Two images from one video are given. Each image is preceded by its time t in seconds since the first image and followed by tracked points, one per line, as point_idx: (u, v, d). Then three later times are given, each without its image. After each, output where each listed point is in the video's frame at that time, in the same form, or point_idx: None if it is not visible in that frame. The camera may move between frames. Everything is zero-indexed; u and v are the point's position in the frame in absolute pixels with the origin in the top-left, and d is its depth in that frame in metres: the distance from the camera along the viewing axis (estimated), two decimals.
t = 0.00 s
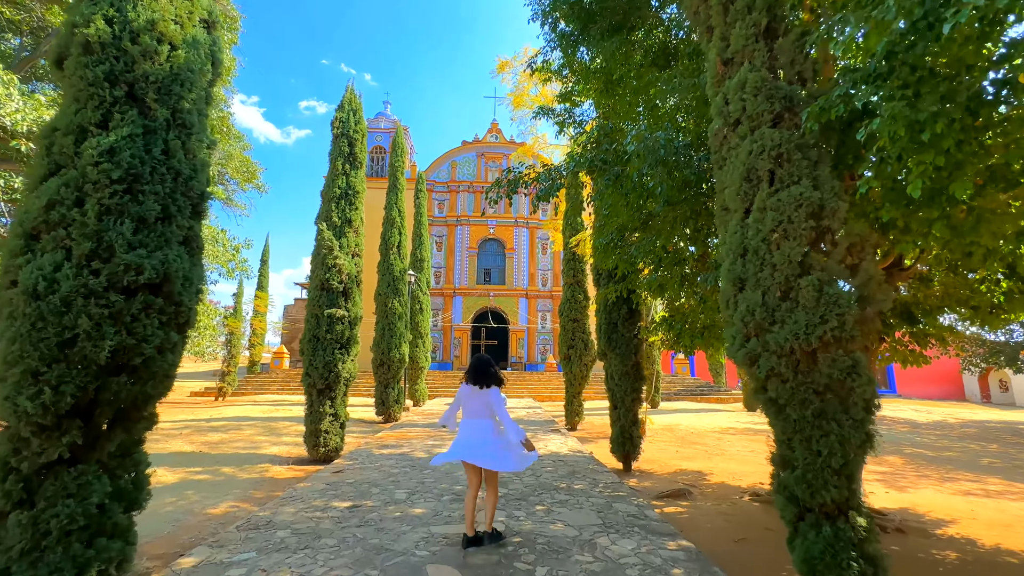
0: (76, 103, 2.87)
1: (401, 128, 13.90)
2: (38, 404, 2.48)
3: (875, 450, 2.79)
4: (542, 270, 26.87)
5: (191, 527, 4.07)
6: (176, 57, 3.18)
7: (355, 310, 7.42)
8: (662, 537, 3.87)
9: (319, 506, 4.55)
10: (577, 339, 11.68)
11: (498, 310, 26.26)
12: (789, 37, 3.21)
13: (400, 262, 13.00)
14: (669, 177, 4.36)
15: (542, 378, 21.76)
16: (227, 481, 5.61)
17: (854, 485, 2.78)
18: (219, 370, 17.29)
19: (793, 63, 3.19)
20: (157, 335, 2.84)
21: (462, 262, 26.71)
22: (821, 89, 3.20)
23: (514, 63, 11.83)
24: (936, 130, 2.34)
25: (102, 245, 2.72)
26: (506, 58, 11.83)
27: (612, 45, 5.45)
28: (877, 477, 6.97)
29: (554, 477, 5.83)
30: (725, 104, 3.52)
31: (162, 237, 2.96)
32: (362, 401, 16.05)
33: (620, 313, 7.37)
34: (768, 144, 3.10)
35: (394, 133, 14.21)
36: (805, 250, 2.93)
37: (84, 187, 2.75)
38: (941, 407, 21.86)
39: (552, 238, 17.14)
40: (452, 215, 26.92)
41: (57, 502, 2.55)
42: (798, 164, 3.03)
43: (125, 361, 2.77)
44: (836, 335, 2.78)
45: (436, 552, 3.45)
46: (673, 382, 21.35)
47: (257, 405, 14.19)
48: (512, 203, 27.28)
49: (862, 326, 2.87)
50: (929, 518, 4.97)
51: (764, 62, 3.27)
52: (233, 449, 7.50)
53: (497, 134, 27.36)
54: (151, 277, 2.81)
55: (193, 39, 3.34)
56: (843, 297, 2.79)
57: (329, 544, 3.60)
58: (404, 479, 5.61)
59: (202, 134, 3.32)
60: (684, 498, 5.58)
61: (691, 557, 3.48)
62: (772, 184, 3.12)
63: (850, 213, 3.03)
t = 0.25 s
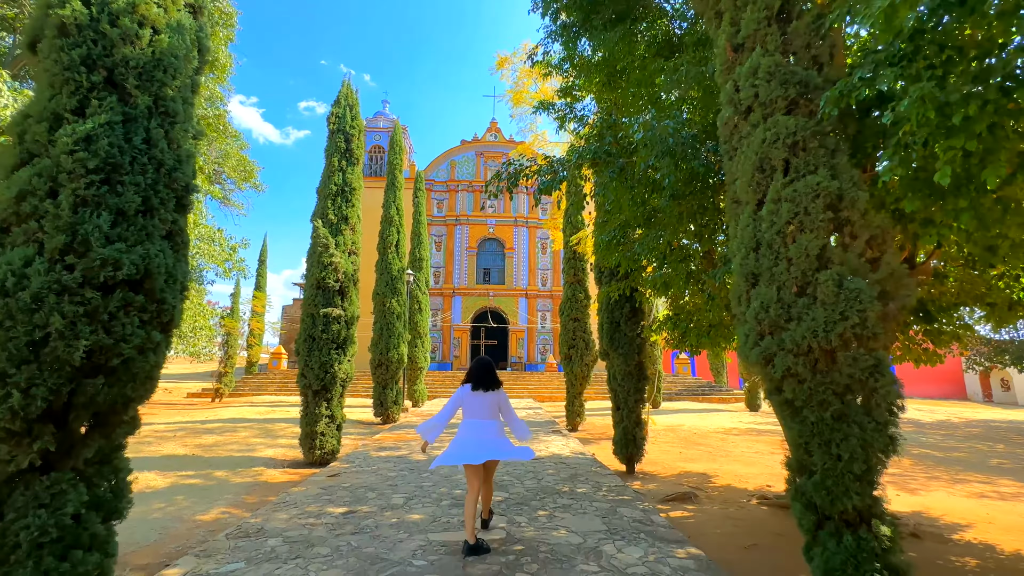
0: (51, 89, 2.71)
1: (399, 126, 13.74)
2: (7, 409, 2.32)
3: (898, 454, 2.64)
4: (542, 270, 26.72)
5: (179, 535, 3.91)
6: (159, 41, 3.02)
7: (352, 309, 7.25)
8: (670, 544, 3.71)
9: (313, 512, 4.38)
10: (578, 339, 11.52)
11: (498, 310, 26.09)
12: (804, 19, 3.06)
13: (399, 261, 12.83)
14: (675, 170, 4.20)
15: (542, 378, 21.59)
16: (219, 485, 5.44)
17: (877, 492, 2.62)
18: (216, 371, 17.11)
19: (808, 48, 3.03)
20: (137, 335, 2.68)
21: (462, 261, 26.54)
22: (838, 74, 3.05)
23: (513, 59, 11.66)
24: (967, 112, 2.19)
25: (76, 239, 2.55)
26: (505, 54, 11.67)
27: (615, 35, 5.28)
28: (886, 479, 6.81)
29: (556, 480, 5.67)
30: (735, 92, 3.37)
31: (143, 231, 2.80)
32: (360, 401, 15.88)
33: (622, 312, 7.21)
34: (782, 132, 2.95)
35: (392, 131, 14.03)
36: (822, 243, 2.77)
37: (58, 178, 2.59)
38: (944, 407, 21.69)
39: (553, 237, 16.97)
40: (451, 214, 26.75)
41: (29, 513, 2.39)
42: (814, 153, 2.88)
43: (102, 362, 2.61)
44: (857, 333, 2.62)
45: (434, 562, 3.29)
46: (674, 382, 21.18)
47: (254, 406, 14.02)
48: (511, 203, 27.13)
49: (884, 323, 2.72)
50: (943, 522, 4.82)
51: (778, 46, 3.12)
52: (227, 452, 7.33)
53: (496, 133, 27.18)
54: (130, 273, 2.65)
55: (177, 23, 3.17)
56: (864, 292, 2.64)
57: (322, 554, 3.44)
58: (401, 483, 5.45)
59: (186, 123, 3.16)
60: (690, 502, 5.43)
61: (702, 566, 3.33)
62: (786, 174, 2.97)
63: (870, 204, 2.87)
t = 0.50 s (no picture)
0: (21, 71, 2.56)
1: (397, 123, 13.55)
2: None
3: (925, 459, 2.47)
4: (542, 270, 26.55)
5: (164, 543, 3.73)
6: (137, 20, 2.85)
7: (348, 308, 7.08)
8: (678, 552, 3.54)
9: (305, 518, 4.21)
10: (579, 338, 11.35)
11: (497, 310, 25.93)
12: None
13: (397, 260, 12.65)
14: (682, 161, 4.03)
15: (542, 378, 21.40)
16: (210, 490, 5.27)
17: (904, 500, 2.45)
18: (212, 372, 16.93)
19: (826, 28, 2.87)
20: (112, 332, 2.51)
21: (461, 261, 26.36)
22: (857, 56, 2.88)
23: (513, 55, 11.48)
24: (1005, 89, 2.02)
25: (45, 230, 2.40)
26: (505, 50, 11.48)
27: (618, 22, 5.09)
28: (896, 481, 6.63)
29: (558, 483, 5.49)
30: (747, 76, 3.21)
31: (119, 221, 2.64)
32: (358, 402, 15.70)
33: (625, 311, 7.04)
34: (798, 117, 2.79)
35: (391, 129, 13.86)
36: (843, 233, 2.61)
37: (27, 165, 2.44)
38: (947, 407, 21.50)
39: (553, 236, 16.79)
40: (451, 214, 26.58)
41: None
42: (834, 138, 2.71)
43: (73, 361, 2.45)
44: (882, 329, 2.45)
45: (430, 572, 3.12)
46: (676, 383, 21.00)
47: (251, 407, 13.84)
48: (511, 202, 26.98)
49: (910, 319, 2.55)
50: (960, 527, 4.64)
51: (793, 27, 2.95)
52: (220, 454, 7.15)
53: (496, 133, 27.02)
54: (104, 266, 2.49)
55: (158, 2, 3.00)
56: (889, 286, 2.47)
57: (312, 563, 3.27)
58: (398, 487, 5.28)
59: (168, 109, 2.99)
60: (696, 506, 5.25)
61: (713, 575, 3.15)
62: (803, 161, 2.81)
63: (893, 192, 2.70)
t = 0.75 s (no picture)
0: None
1: (396, 121, 13.38)
2: None
3: (958, 469, 2.30)
4: (542, 270, 26.37)
5: (147, 554, 3.56)
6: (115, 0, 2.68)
7: (344, 307, 6.91)
8: (688, 564, 3.36)
9: (297, 526, 4.04)
10: (581, 339, 11.18)
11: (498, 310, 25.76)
12: None
13: (396, 259, 12.48)
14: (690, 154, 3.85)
15: (543, 379, 21.22)
16: (201, 495, 5.11)
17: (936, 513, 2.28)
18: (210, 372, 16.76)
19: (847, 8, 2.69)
20: (83, 332, 2.36)
21: (461, 261, 26.19)
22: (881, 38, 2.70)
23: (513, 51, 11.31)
24: None
25: (11, 223, 2.24)
26: (505, 47, 11.31)
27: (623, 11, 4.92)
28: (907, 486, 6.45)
29: (560, 489, 5.32)
30: (761, 62, 3.04)
31: (93, 214, 2.48)
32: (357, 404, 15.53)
33: (629, 310, 6.86)
34: (818, 103, 2.62)
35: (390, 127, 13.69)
36: (869, 226, 2.43)
37: None
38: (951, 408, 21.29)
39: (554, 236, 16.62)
40: (451, 214, 26.42)
41: None
42: (857, 125, 2.54)
43: (41, 363, 2.29)
44: (912, 329, 2.28)
45: None
46: (678, 384, 20.81)
47: (248, 409, 13.67)
48: (511, 202, 26.83)
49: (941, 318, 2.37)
50: (979, 535, 4.45)
51: (812, 8, 2.78)
52: (214, 458, 6.98)
53: (497, 132, 26.86)
54: (74, 262, 2.33)
55: None
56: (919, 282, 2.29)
57: None
58: (394, 492, 5.11)
59: (150, 96, 2.82)
60: (703, 512, 5.07)
61: None
62: (823, 150, 2.64)
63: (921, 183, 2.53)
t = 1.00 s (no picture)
0: None
1: (395, 119, 13.23)
2: None
3: (993, 478, 2.13)
4: (543, 270, 26.22)
5: (132, 564, 3.40)
6: None
7: (341, 307, 6.74)
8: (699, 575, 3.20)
9: (289, 534, 3.88)
10: (583, 339, 11.02)
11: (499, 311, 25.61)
12: None
13: (395, 259, 12.32)
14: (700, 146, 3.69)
15: (544, 380, 21.06)
16: (192, 500, 4.94)
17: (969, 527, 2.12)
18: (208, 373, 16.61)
19: None
20: (54, 331, 2.22)
21: (462, 261, 26.04)
22: (907, 19, 2.54)
23: (514, 48, 11.17)
24: None
25: None
26: (506, 43, 11.16)
27: None
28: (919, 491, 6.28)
29: (563, 494, 5.15)
30: (777, 46, 2.89)
31: (65, 204, 2.33)
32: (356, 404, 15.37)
33: (633, 310, 6.70)
34: (839, 87, 2.47)
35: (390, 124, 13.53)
36: (896, 217, 2.27)
37: None
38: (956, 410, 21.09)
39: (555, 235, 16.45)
40: (452, 214, 26.28)
41: None
42: (881, 110, 2.38)
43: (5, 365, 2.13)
44: (945, 327, 2.11)
45: None
46: (680, 385, 20.63)
47: (247, 410, 13.52)
48: (512, 202, 26.69)
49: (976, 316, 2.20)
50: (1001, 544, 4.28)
51: None
52: (208, 461, 6.82)
53: (497, 132, 26.76)
54: (44, 255, 2.19)
55: None
56: (953, 277, 2.12)
57: None
58: (391, 498, 4.94)
59: (130, 82, 2.68)
60: (711, 518, 4.90)
61: None
62: (845, 138, 2.48)
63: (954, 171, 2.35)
